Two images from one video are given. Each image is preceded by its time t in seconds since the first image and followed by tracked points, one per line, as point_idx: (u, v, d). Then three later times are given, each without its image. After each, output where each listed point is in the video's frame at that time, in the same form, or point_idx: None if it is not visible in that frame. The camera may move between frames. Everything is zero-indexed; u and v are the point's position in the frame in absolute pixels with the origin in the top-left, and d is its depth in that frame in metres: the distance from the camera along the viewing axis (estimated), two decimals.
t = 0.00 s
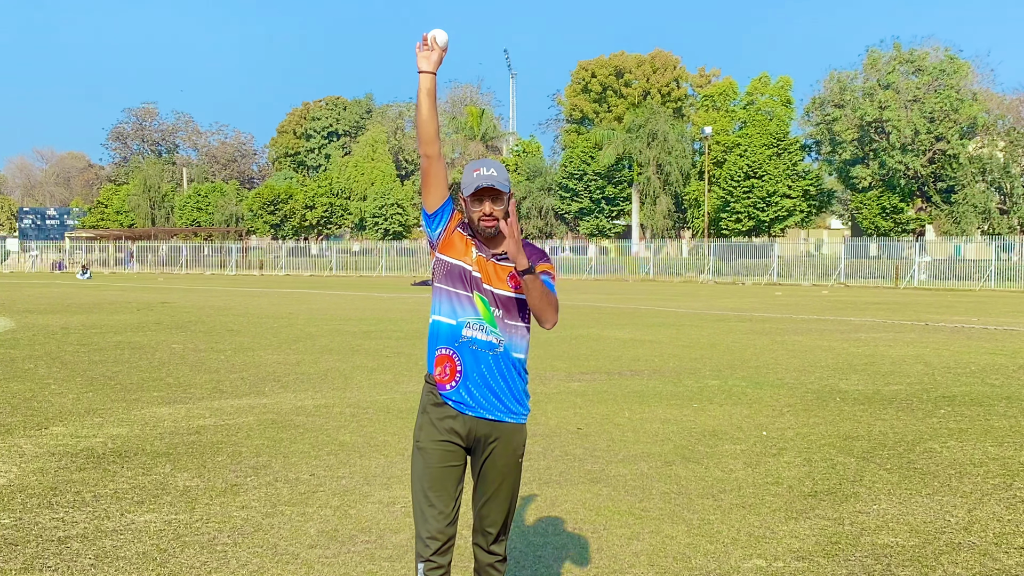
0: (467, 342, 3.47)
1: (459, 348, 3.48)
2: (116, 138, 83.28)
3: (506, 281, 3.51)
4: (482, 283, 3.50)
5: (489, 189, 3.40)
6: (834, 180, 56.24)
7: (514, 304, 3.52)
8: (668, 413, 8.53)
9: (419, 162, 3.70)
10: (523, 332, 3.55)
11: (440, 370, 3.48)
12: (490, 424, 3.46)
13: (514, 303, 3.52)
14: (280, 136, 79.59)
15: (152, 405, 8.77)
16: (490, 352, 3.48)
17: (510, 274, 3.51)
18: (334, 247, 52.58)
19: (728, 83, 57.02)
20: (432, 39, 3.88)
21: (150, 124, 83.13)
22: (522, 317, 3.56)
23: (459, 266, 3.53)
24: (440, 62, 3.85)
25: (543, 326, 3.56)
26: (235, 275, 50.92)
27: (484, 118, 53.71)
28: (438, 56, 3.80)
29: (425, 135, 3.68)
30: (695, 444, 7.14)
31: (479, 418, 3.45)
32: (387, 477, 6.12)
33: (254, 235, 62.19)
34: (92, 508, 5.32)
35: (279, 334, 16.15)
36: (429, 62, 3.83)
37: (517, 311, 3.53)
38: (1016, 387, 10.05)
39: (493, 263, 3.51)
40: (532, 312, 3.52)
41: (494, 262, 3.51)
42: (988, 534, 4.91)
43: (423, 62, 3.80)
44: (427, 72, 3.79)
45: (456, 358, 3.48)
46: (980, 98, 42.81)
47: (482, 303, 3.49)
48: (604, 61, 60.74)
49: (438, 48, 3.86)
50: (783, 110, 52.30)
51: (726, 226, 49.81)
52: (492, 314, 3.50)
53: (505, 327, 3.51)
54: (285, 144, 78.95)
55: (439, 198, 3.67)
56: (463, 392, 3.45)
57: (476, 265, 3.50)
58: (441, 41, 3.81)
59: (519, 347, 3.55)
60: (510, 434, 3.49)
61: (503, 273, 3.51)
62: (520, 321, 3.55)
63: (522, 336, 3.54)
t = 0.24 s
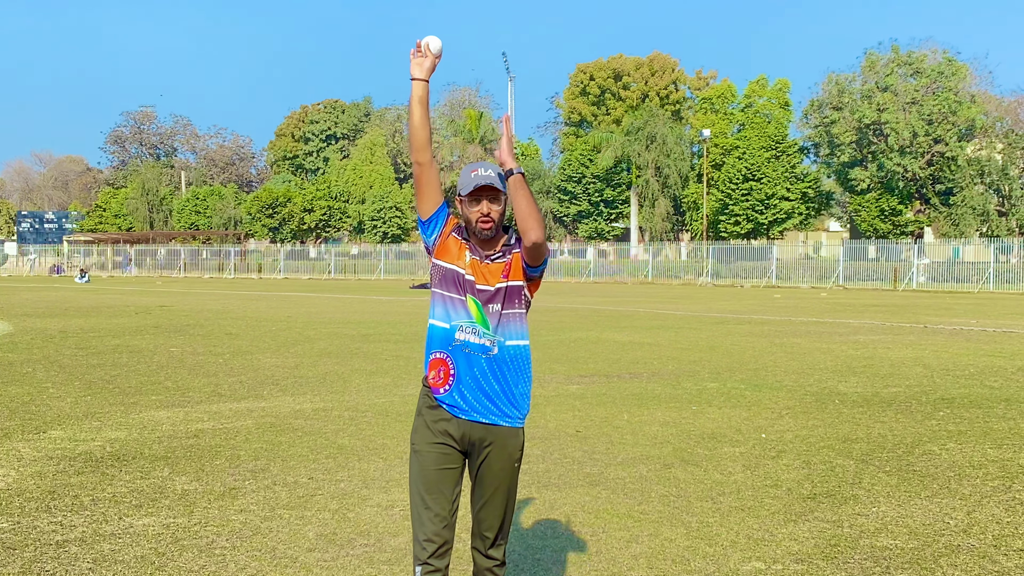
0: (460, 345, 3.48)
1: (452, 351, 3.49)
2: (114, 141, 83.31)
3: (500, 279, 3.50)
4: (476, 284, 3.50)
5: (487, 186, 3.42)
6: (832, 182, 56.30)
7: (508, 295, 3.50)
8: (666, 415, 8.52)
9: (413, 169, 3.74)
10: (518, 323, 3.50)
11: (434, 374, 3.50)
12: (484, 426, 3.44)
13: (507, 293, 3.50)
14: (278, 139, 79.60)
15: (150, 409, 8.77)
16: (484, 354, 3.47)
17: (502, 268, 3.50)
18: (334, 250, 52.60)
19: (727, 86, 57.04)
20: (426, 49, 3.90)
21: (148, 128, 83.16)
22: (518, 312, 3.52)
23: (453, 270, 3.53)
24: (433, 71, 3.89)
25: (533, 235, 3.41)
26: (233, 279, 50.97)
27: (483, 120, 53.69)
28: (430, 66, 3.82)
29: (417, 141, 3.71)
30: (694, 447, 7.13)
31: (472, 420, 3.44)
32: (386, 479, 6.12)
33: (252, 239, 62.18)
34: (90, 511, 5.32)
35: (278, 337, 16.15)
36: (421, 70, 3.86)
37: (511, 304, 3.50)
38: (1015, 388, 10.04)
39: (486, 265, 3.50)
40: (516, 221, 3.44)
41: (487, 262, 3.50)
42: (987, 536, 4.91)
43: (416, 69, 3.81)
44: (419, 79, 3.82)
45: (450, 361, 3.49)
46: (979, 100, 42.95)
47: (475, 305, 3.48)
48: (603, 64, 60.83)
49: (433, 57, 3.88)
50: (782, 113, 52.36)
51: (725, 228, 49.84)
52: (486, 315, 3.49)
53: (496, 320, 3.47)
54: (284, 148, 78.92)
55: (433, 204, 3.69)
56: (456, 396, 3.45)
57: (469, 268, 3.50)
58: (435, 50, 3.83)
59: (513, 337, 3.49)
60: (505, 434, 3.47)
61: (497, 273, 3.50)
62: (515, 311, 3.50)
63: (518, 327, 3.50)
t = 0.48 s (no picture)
0: (455, 348, 3.48)
1: (448, 354, 3.49)
2: (113, 144, 83.33)
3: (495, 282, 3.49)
4: (471, 286, 3.50)
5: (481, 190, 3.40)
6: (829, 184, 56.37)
7: (502, 294, 3.48)
8: (665, 417, 8.52)
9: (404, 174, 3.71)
10: (513, 321, 3.48)
11: (429, 377, 3.50)
12: (480, 429, 3.44)
13: (502, 292, 3.48)
14: (277, 142, 79.63)
15: (148, 412, 8.76)
16: (479, 356, 3.46)
17: (496, 268, 3.49)
18: (333, 252, 52.60)
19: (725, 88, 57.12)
20: (415, 52, 3.89)
21: (147, 131, 83.18)
22: (514, 311, 3.50)
23: (449, 274, 3.55)
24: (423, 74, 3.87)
25: (520, 214, 3.32)
26: (232, 282, 51.02)
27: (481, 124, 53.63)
28: (419, 67, 3.80)
29: (409, 147, 3.71)
30: (693, 449, 7.13)
31: (467, 423, 3.44)
32: (385, 482, 6.11)
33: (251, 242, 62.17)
34: (88, 514, 5.31)
35: (276, 340, 16.14)
36: (412, 74, 3.85)
37: (507, 302, 3.48)
38: (1014, 390, 10.05)
39: (481, 267, 3.50)
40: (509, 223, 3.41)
41: (481, 264, 3.50)
42: (985, 538, 4.90)
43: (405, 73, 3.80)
44: (409, 84, 3.81)
45: (445, 365, 3.49)
46: (976, 102, 43.04)
47: (470, 307, 3.47)
48: (601, 66, 60.91)
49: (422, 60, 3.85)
50: (780, 115, 52.40)
51: (723, 231, 49.98)
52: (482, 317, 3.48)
53: (491, 320, 3.46)
54: (282, 150, 78.94)
55: (428, 209, 3.71)
56: (451, 399, 3.45)
57: (463, 271, 3.50)
58: (424, 52, 3.81)
59: (508, 335, 3.47)
60: (500, 437, 3.46)
61: (492, 274, 3.49)
62: (511, 309, 3.48)
63: (515, 325, 3.48)
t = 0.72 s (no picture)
0: (452, 350, 3.48)
1: (446, 356, 3.49)
2: (112, 146, 83.36)
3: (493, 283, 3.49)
4: (470, 287, 3.50)
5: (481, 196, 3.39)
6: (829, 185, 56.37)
7: (501, 294, 3.48)
8: (664, 419, 8.52)
9: (403, 177, 3.71)
10: (510, 322, 3.47)
11: (428, 379, 3.50)
12: (479, 431, 3.44)
13: (501, 292, 3.47)
14: (276, 144, 79.68)
15: (148, 413, 8.77)
16: (476, 359, 3.47)
17: (494, 269, 3.49)
18: (331, 254, 52.58)
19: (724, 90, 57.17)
20: (414, 57, 3.90)
21: (146, 133, 83.21)
22: (511, 312, 3.49)
23: (448, 275, 3.55)
24: (421, 79, 3.88)
25: (517, 214, 3.32)
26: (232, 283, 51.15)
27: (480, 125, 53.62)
28: (418, 72, 3.81)
29: (407, 150, 3.72)
30: (692, 450, 7.13)
31: (466, 426, 3.44)
32: (385, 484, 6.11)
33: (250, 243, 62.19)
34: (88, 516, 5.31)
35: (276, 342, 16.15)
36: (410, 79, 3.85)
37: (504, 304, 3.48)
38: (1012, 391, 10.07)
39: (480, 267, 3.50)
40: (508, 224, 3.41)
41: (480, 265, 3.50)
42: (984, 539, 4.91)
43: (404, 78, 3.81)
44: (407, 88, 3.81)
45: (443, 367, 3.49)
46: (975, 104, 43.09)
47: (469, 309, 3.48)
48: (600, 68, 60.97)
49: (422, 66, 3.86)
50: (778, 116, 52.45)
51: (723, 232, 50.06)
52: (480, 318, 3.49)
53: (488, 320, 3.46)
54: (281, 152, 78.96)
55: (427, 212, 3.71)
56: (450, 402, 3.45)
57: (461, 272, 3.51)
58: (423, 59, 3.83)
59: (506, 337, 3.47)
60: (501, 440, 3.46)
61: (489, 276, 3.49)
62: (509, 311, 3.48)
63: (514, 327, 3.48)
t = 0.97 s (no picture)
0: (448, 351, 3.49)
1: (442, 357, 3.50)
2: (112, 148, 83.41)
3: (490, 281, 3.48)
4: (467, 286, 3.50)
5: (481, 197, 3.40)
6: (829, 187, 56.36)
7: (499, 293, 3.48)
8: (664, 421, 8.52)
9: (401, 181, 3.72)
10: (508, 323, 3.47)
11: (425, 381, 3.51)
12: (476, 432, 3.44)
13: (498, 291, 3.48)
14: (276, 145, 79.73)
15: (148, 415, 8.77)
16: (472, 360, 3.46)
17: (492, 269, 3.49)
18: (331, 256, 52.56)
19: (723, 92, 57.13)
20: (413, 61, 3.89)
21: (146, 134, 83.25)
22: (508, 312, 3.49)
23: (446, 277, 3.55)
24: (420, 83, 3.87)
25: (516, 208, 3.33)
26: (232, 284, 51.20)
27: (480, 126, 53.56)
28: (417, 76, 3.81)
29: (406, 152, 3.72)
30: (692, 453, 7.13)
31: (462, 427, 3.44)
32: (384, 486, 6.11)
33: (250, 245, 62.19)
34: (87, 518, 5.31)
35: (275, 344, 16.14)
36: (410, 83, 3.85)
37: (501, 304, 3.48)
38: (1012, 393, 10.06)
39: (478, 266, 3.49)
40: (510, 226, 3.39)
41: (478, 264, 3.49)
42: (983, 541, 4.90)
43: (404, 82, 3.82)
44: (407, 92, 3.81)
45: (440, 368, 3.50)
46: (975, 105, 43.04)
47: (465, 309, 3.48)
48: (599, 69, 60.98)
49: (421, 69, 3.86)
50: (778, 118, 52.43)
51: (723, 233, 50.00)
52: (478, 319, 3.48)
53: (485, 319, 3.45)
54: (281, 154, 78.98)
55: (427, 213, 3.71)
56: (446, 403, 3.45)
57: (458, 271, 3.50)
58: (423, 62, 3.83)
59: (503, 336, 3.47)
60: (498, 442, 3.46)
61: (487, 274, 3.48)
62: (507, 311, 3.48)
63: (510, 326, 3.48)
